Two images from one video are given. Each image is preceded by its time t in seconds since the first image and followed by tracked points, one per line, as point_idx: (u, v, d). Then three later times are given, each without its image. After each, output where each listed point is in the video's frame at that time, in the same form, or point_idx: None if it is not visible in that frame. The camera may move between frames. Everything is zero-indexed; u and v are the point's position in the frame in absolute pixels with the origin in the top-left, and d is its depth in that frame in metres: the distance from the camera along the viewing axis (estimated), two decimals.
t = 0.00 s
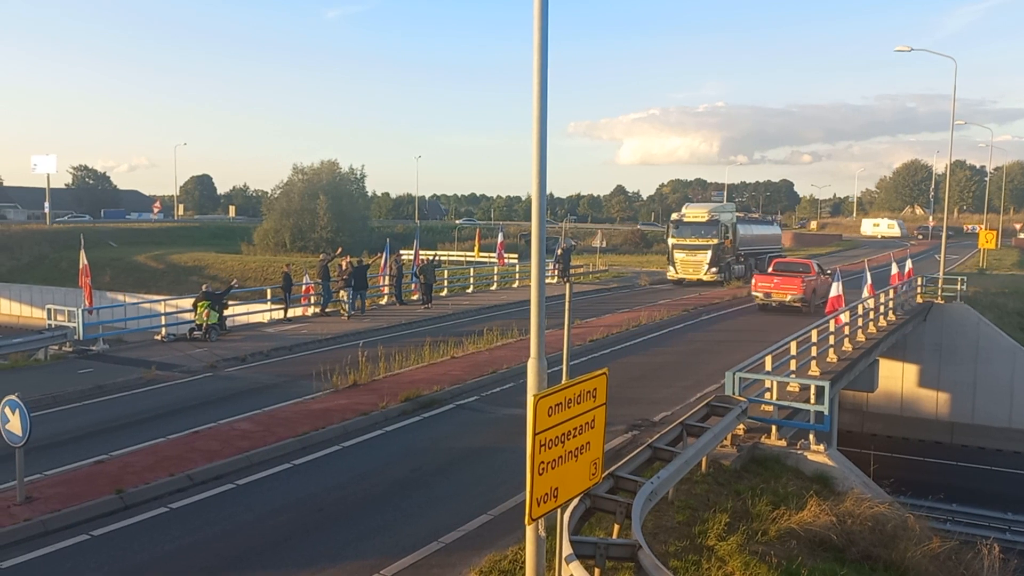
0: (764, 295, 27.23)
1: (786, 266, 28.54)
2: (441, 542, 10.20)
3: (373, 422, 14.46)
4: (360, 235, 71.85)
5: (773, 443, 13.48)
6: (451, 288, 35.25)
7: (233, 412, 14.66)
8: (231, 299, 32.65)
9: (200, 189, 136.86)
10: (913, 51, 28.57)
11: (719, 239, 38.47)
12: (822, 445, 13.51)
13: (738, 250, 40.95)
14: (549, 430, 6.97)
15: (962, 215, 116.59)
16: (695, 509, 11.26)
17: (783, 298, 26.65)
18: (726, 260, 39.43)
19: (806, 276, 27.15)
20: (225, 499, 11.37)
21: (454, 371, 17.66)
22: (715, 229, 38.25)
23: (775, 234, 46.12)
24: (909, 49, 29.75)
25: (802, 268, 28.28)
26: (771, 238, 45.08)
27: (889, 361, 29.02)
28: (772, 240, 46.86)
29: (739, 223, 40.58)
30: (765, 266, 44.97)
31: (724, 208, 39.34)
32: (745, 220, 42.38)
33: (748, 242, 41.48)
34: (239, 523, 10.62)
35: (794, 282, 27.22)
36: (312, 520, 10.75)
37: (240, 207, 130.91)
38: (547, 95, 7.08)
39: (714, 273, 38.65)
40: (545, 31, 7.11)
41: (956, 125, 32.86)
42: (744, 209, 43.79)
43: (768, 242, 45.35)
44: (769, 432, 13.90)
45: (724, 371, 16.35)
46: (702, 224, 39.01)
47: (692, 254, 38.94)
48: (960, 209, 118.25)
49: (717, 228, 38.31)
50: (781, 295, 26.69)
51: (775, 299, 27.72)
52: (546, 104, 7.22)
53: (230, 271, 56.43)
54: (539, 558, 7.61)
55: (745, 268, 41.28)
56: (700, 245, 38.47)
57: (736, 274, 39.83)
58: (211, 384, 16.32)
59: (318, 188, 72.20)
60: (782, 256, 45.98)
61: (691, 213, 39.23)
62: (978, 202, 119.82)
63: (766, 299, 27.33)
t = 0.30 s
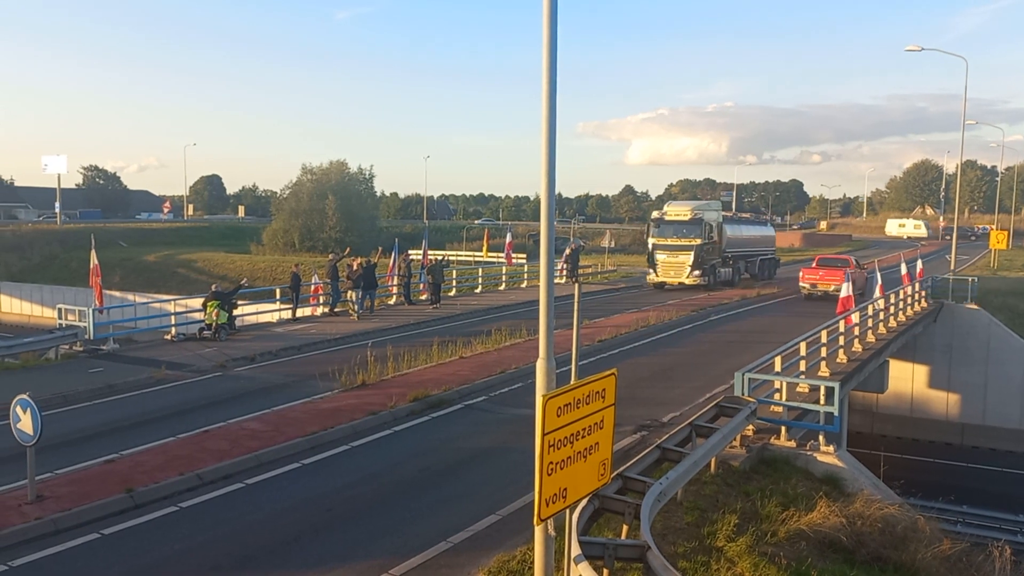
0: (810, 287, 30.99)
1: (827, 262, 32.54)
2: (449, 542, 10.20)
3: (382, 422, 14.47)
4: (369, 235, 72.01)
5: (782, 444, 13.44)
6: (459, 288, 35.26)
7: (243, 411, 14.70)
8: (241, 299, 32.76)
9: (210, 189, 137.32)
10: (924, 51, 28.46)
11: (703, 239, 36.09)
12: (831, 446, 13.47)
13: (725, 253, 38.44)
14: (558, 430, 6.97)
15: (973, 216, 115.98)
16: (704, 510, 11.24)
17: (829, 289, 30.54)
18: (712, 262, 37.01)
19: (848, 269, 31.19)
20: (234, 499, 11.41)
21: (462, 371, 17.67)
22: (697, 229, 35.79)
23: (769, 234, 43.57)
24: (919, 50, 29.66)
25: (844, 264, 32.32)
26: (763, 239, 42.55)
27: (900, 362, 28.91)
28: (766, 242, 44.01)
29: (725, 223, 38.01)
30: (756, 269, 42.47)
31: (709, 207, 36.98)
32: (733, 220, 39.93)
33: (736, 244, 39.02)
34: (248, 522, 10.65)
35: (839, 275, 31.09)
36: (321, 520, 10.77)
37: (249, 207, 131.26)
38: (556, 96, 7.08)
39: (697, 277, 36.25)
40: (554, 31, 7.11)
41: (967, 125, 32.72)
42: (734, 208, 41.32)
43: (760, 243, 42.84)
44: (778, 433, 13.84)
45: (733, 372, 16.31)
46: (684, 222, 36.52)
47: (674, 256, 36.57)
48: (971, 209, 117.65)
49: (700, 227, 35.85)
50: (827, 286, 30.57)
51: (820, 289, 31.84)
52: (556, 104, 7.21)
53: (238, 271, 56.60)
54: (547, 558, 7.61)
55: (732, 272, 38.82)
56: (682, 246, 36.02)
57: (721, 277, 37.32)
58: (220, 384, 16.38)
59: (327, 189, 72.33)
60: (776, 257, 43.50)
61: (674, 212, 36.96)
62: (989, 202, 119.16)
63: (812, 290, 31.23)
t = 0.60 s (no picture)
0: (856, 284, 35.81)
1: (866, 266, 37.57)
2: (464, 542, 10.22)
3: (398, 422, 14.51)
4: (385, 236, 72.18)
5: (799, 447, 13.38)
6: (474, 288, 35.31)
7: (260, 411, 14.78)
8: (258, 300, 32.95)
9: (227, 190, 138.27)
10: (942, 50, 28.23)
11: (687, 241, 34.62)
12: (849, 449, 13.38)
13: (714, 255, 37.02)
14: (574, 431, 6.98)
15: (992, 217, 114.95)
16: (720, 512, 11.21)
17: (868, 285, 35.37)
18: (697, 266, 35.53)
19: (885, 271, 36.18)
20: (250, 498, 11.47)
21: (478, 372, 17.69)
22: (681, 231, 34.41)
23: (765, 237, 42.14)
24: (936, 50, 29.48)
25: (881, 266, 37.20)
26: (758, 242, 41.09)
27: (917, 364, 28.67)
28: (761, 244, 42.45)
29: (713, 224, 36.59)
30: (750, 274, 40.95)
31: (693, 207, 35.48)
32: (725, 220, 38.62)
33: (727, 245, 37.65)
34: (265, 522, 10.70)
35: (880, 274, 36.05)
36: (337, 520, 10.80)
37: (266, 208, 132.02)
38: (573, 98, 7.08)
39: (680, 281, 34.76)
40: (571, 33, 7.11)
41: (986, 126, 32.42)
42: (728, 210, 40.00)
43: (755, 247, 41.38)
44: (795, 435, 13.77)
45: (749, 373, 16.25)
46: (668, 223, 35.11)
47: (656, 259, 35.07)
48: (991, 210, 116.59)
49: (684, 228, 34.44)
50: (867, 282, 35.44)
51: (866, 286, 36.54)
52: (572, 106, 7.22)
53: (255, 271, 56.89)
54: (563, 559, 7.61)
55: (722, 275, 37.38)
56: (665, 249, 34.64)
57: (709, 281, 35.88)
58: (237, 383, 16.47)
59: (342, 189, 72.56)
60: (773, 261, 42.00)
61: (657, 212, 35.49)
62: (1009, 203, 118.04)
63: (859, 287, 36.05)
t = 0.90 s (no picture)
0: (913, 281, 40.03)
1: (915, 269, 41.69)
2: (493, 544, 10.22)
3: (427, 423, 14.55)
4: (414, 238, 72.50)
5: (831, 452, 13.23)
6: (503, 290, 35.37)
7: (291, 412, 14.90)
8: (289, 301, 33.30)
9: (258, 193, 139.89)
10: (978, 50, 27.74)
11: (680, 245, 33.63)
12: (882, 454, 13.21)
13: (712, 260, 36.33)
14: (604, 434, 6.95)
15: None
16: (751, 517, 11.12)
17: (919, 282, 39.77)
18: (692, 271, 34.56)
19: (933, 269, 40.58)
20: (280, 498, 11.56)
21: (507, 374, 17.70)
22: (673, 234, 33.54)
23: (773, 241, 41.29)
24: (973, 49, 28.97)
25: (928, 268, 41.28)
26: (762, 245, 40.12)
27: (951, 368, 28.22)
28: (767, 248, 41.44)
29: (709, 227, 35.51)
30: (756, 278, 40.07)
31: (686, 210, 34.48)
32: (729, 224, 37.97)
33: (728, 250, 37.02)
34: (295, 522, 10.78)
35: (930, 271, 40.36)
36: (366, 522, 10.84)
37: (296, 211, 133.28)
38: (603, 100, 7.06)
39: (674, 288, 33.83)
40: (601, 35, 7.09)
41: None
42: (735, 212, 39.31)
43: (761, 251, 40.61)
44: (828, 440, 13.62)
45: (780, 378, 16.09)
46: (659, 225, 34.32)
47: (648, 265, 34.20)
48: None
49: (677, 232, 33.60)
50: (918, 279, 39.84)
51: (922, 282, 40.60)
52: (602, 109, 7.20)
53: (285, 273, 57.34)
54: (592, 563, 7.58)
55: (720, 281, 36.76)
56: (656, 254, 33.88)
57: (705, 289, 35.02)
58: (269, 384, 16.64)
59: (372, 192, 72.83)
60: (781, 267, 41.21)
61: (649, 215, 34.54)
62: None
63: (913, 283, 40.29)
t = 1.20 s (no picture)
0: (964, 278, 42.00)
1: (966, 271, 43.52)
2: (526, 548, 10.23)
3: (459, 426, 14.58)
4: (446, 241, 72.67)
5: (869, 458, 13.05)
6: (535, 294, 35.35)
7: (325, 413, 15.03)
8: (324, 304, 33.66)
9: (292, 197, 141.35)
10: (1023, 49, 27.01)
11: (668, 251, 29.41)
12: (921, 461, 12.99)
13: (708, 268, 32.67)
14: (638, 438, 6.92)
15: None
16: (787, 523, 11.01)
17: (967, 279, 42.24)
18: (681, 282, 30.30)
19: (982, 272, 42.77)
20: (314, 499, 11.65)
21: (539, 377, 17.69)
22: (660, 240, 29.49)
23: (781, 245, 38.21)
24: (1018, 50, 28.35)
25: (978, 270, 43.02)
26: (766, 251, 36.61)
27: (993, 372, 27.17)
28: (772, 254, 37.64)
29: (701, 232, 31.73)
30: (761, 287, 36.46)
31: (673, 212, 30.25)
32: (729, 226, 34.54)
33: (729, 255, 33.70)
34: (328, 523, 10.87)
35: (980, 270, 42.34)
36: (398, 524, 10.88)
37: (329, 214, 134.42)
38: (638, 104, 7.02)
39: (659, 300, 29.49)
40: (635, 39, 7.06)
41: None
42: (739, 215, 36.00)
43: (768, 256, 37.39)
44: (865, 446, 13.44)
45: (816, 382, 15.91)
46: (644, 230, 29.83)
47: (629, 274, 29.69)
48: None
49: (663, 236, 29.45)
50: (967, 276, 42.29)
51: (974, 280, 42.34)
52: (637, 112, 7.17)
53: (319, 275, 57.72)
54: (626, 568, 7.55)
55: (720, 291, 33.33)
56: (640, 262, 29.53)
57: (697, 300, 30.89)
58: (302, 386, 16.78)
59: (405, 196, 73.06)
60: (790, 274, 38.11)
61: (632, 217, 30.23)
62: None
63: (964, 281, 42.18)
